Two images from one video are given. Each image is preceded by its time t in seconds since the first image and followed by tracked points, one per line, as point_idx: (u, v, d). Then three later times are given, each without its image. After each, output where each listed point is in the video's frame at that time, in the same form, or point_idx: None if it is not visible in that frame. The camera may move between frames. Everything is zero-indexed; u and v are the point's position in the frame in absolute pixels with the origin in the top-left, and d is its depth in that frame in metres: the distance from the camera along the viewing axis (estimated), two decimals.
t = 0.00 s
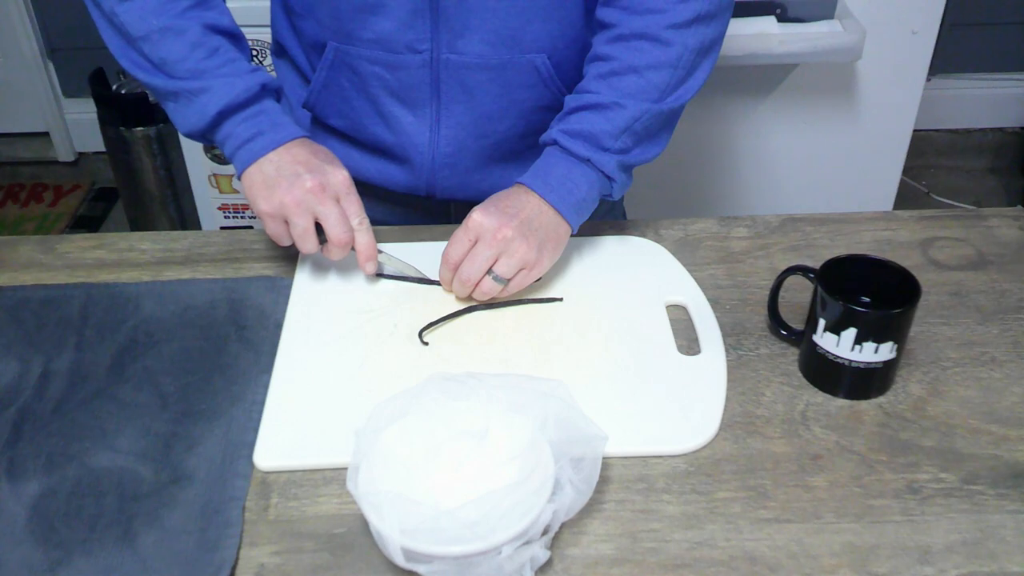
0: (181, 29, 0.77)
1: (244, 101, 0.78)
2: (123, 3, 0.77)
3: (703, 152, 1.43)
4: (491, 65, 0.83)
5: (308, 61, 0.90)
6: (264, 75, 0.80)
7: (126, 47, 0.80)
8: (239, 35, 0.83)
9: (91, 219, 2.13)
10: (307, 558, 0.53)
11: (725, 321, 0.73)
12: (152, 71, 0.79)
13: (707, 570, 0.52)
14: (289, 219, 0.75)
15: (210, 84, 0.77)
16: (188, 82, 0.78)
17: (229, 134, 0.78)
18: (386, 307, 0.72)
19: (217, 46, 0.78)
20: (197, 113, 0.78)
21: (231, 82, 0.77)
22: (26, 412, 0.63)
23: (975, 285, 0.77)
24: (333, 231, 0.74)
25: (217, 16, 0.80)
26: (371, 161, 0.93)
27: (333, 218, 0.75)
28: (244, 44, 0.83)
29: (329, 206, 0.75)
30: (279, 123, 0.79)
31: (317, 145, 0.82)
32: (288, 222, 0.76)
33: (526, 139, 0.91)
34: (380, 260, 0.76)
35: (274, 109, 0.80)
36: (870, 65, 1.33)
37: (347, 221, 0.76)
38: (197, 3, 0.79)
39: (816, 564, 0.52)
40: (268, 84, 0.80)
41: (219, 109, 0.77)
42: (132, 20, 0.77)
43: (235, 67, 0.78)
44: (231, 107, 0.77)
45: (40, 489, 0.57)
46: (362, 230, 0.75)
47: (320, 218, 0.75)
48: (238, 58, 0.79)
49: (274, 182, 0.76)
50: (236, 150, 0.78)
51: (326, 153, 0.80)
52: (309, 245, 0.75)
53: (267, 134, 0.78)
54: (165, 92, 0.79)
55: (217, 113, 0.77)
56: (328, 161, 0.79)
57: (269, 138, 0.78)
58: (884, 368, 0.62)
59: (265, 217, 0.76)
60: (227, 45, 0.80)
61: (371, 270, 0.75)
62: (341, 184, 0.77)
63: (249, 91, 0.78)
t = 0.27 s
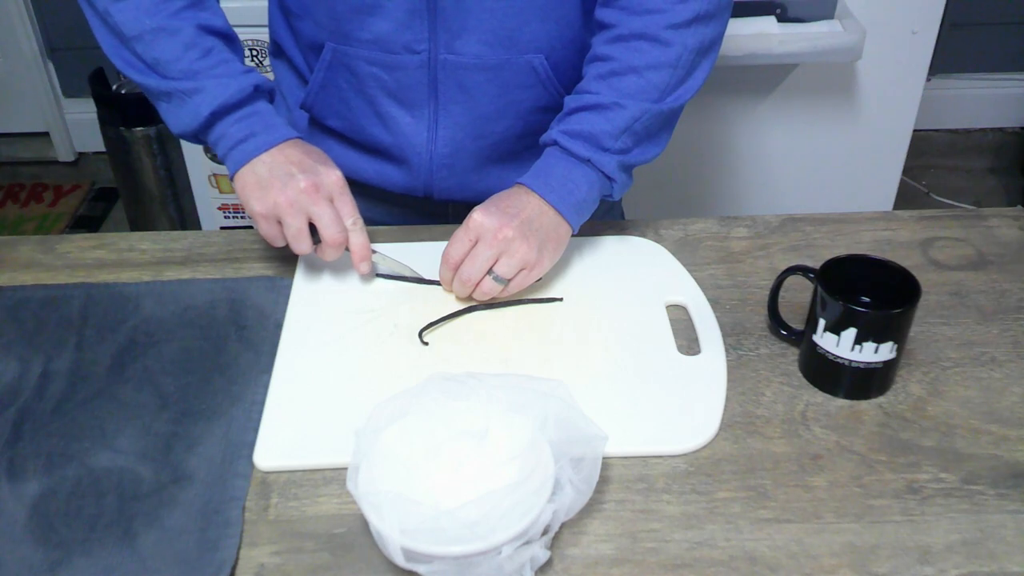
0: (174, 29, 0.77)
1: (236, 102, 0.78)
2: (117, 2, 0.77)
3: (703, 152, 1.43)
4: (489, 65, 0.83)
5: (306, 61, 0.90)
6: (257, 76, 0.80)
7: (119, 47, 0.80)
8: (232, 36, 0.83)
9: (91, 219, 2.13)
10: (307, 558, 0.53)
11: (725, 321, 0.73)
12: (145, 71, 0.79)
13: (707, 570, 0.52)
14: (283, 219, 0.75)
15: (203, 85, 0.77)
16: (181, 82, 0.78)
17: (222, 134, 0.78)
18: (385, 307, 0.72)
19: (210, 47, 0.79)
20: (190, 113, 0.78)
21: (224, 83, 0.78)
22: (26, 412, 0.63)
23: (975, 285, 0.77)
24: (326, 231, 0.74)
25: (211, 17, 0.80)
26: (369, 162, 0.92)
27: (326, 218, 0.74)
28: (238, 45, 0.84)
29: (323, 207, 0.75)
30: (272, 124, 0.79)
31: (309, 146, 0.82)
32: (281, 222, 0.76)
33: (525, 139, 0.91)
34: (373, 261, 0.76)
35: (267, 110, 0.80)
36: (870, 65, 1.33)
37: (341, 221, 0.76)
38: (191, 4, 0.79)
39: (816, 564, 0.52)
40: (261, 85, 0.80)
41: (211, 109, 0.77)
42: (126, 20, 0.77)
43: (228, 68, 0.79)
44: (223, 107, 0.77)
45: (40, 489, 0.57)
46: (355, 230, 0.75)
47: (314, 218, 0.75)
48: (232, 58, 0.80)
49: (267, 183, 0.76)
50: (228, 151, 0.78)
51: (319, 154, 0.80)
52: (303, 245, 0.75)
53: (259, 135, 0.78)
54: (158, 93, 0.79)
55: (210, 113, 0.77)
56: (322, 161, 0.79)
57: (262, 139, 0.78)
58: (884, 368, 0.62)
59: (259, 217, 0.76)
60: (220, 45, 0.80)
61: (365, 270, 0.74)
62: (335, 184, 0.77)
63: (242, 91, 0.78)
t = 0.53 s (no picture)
0: (165, 28, 0.77)
1: (225, 101, 0.78)
2: None
3: (702, 152, 1.43)
4: (487, 65, 0.83)
5: (304, 62, 0.90)
6: (247, 76, 0.80)
7: (110, 45, 0.80)
8: (222, 36, 0.83)
9: (91, 219, 2.13)
10: (307, 558, 0.53)
11: (725, 321, 0.73)
12: (134, 69, 0.79)
13: (707, 570, 0.52)
14: (272, 220, 0.75)
15: (192, 84, 0.77)
16: (171, 81, 0.78)
17: (211, 134, 0.78)
18: (385, 307, 0.72)
19: (200, 46, 0.79)
20: (179, 112, 0.78)
21: (213, 83, 0.78)
22: (26, 412, 0.63)
23: (975, 285, 0.77)
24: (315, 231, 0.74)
25: (202, 16, 0.80)
26: (365, 163, 0.92)
27: (315, 218, 0.74)
28: (228, 45, 0.84)
29: (312, 207, 0.75)
30: (261, 124, 0.79)
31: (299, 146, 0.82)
32: (270, 223, 0.76)
33: (523, 139, 0.91)
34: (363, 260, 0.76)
35: (257, 110, 0.80)
36: (870, 65, 1.33)
37: (330, 222, 0.75)
38: (182, 2, 0.79)
39: (816, 564, 0.52)
40: (251, 84, 0.80)
41: (200, 109, 0.77)
42: (116, 18, 0.77)
43: (219, 67, 0.79)
44: (212, 107, 0.77)
45: (40, 489, 0.57)
46: (345, 230, 0.75)
47: (303, 218, 0.75)
48: (222, 58, 0.80)
49: (255, 184, 0.76)
50: (217, 151, 0.78)
51: (308, 154, 0.80)
52: (293, 245, 0.75)
53: (249, 134, 0.78)
54: (147, 91, 0.79)
55: (199, 113, 0.77)
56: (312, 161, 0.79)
57: (251, 139, 0.78)
58: (884, 368, 0.62)
59: (248, 217, 0.76)
60: (210, 45, 0.80)
61: (355, 270, 0.74)
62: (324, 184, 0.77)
63: (231, 91, 0.78)
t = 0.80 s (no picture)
0: (156, 26, 0.77)
1: (216, 102, 0.78)
2: None
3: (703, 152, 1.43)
4: (486, 65, 0.83)
5: (303, 62, 0.90)
6: (238, 75, 0.80)
7: (99, 41, 0.79)
8: (212, 35, 0.83)
9: (91, 219, 2.13)
10: (307, 558, 0.53)
11: (725, 321, 0.73)
12: (124, 66, 0.79)
13: (707, 570, 0.52)
14: (262, 220, 0.75)
15: (183, 84, 0.77)
16: (161, 80, 0.78)
17: (201, 133, 0.78)
18: (385, 307, 0.72)
19: (191, 45, 0.79)
20: (169, 111, 0.78)
21: (204, 82, 0.78)
22: (26, 412, 0.63)
23: (975, 285, 0.77)
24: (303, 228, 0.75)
25: (193, 15, 0.80)
26: (365, 163, 0.92)
27: (305, 219, 0.75)
28: (218, 44, 0.84)
29: (302, 207, 0.75)
30: (251, 124, 0.79)
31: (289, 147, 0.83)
32: (261, 223, 0.76)
33: (523, 139, 0.91)
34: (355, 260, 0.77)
35: (247, 110, 0.80)
36: (869, 65, 1.33)
37: (321, 222, 0.76)
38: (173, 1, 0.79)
39: (816, 564, 0.52)
40: (241, 84, 0.80)
41: (191, 109, 0.77)
42: (107, 15, 0.77)
43: (210, 67, 0.79)
44: (203, 107, 0.78)
45: (40, 489, 0.57)
46: (336, 229, 0.76)
47: (293, 219, 0.75)
48: (213, 58, 0.80)
49: (245, 184, 0.76)
50: (207, 150, 0.78)
51: (298, 155, 0.81)
52: (284, 246, 0.75)
53: (239, 134, 0.78)
54: (137, 89, 0.79)
55: (189, 113, 0.78)
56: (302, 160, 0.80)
57: (241, 139, 0.78)
58: (884, 368, 0.62)
59: (238, 218, 0.76)
60: (201, 44, 0.80)
61: (346, 270, 0.75)
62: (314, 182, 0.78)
63: (222, 91, 0.78)
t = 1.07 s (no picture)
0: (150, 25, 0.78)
1: (207, 101, 0.78)
2: None
3: (703, 152, 1.43)
4: (486, 65, 0.83)
5: (303, 62, 0.90)
6: (230, 75, 0.81)
7: (92, 39, 0.80)
8: (207, 36, 0.83)
9: (91, 219, 2.13)
10: (307, 558, 0.53)
11: (725, 321, 0.73)
12: (116, 64, 0.79)
13: (707, 570, 0.52)
14: (252, 220, 0.75)
15: (174, 82, 0.78)
16: (152, 79, 0.78)
17: (191, 132, 0.78)
18: (385, 307, 0.72)
19: (184, 44, 0.79)
20: (159, 110, 0.78)
21: (195, 81, 0.78)
22: (27, 412, 0.63)
23: (975, 285, 0.77)
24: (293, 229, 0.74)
25: (187, 16, 0.81)
26: (365, 163, 0.92)
27: (296, 219, 0.75)
28: (213, 45, 0.84)
29: (292, 207, 0.75)
30: (242, 124, 0.79)
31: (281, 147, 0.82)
32: (251, 223, 0.76)
33: (523, 139, 0.91)
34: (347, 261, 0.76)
35: (238, 110, 0.80)
36: (869, 65, 1.33)
37: (311, 222, 0.76)
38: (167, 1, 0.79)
39: (816, 564, 0.52)
40: (233, 84, 0.80)
41: (181, 107, 0.77)
42: (100, 13, 0.77)
43: (202, 66, 0.79)
44: (194, 105, 0.78)
45: (40, 488, 0.57)
46: (327, 229, 0.76)
47: (283, 219, 0.75)
48: (205, 57, 0.80)
49: (236, 184, 0.77)
50: (197, 150, 0.78)
51: (290, 155, 0.81)
52: (274, 246, 0.75)
53: (229, 133, 0.78)
54: (129, 87, 0.79)
55: (180, 111, 0.78)
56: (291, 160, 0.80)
57: (231, 138, 0.78)
58: (884, 368, 0.62)
59: (229, 219, 0.76)
60: (194, 43, 0.80)
61: (337, 270, 0.74)
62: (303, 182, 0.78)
63: (213, 91, 0.78)
